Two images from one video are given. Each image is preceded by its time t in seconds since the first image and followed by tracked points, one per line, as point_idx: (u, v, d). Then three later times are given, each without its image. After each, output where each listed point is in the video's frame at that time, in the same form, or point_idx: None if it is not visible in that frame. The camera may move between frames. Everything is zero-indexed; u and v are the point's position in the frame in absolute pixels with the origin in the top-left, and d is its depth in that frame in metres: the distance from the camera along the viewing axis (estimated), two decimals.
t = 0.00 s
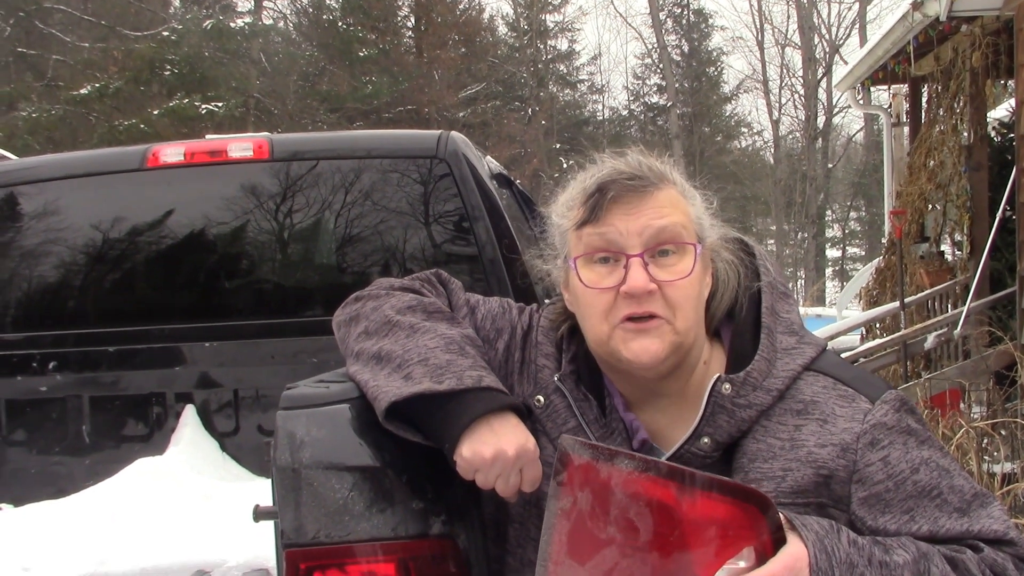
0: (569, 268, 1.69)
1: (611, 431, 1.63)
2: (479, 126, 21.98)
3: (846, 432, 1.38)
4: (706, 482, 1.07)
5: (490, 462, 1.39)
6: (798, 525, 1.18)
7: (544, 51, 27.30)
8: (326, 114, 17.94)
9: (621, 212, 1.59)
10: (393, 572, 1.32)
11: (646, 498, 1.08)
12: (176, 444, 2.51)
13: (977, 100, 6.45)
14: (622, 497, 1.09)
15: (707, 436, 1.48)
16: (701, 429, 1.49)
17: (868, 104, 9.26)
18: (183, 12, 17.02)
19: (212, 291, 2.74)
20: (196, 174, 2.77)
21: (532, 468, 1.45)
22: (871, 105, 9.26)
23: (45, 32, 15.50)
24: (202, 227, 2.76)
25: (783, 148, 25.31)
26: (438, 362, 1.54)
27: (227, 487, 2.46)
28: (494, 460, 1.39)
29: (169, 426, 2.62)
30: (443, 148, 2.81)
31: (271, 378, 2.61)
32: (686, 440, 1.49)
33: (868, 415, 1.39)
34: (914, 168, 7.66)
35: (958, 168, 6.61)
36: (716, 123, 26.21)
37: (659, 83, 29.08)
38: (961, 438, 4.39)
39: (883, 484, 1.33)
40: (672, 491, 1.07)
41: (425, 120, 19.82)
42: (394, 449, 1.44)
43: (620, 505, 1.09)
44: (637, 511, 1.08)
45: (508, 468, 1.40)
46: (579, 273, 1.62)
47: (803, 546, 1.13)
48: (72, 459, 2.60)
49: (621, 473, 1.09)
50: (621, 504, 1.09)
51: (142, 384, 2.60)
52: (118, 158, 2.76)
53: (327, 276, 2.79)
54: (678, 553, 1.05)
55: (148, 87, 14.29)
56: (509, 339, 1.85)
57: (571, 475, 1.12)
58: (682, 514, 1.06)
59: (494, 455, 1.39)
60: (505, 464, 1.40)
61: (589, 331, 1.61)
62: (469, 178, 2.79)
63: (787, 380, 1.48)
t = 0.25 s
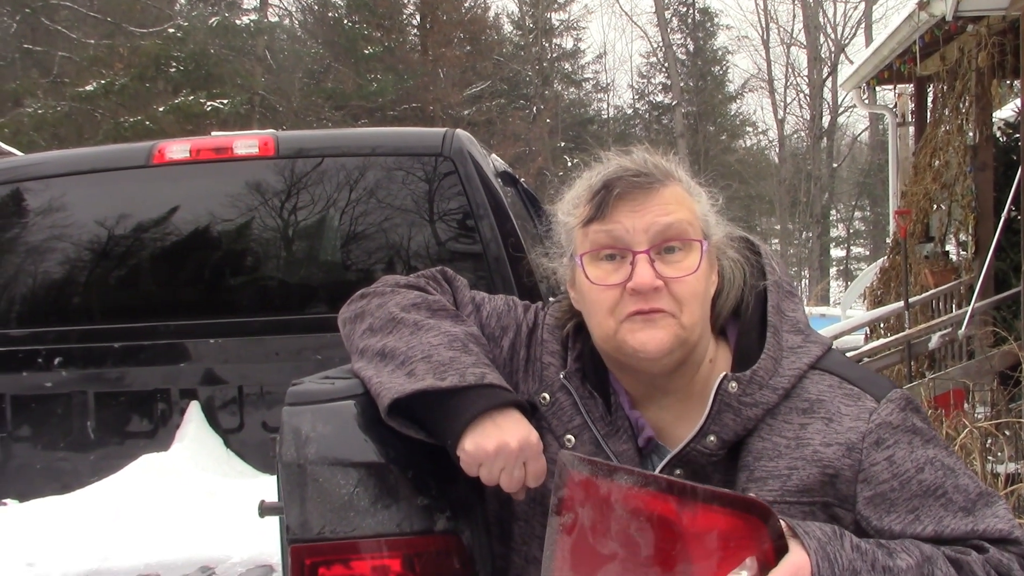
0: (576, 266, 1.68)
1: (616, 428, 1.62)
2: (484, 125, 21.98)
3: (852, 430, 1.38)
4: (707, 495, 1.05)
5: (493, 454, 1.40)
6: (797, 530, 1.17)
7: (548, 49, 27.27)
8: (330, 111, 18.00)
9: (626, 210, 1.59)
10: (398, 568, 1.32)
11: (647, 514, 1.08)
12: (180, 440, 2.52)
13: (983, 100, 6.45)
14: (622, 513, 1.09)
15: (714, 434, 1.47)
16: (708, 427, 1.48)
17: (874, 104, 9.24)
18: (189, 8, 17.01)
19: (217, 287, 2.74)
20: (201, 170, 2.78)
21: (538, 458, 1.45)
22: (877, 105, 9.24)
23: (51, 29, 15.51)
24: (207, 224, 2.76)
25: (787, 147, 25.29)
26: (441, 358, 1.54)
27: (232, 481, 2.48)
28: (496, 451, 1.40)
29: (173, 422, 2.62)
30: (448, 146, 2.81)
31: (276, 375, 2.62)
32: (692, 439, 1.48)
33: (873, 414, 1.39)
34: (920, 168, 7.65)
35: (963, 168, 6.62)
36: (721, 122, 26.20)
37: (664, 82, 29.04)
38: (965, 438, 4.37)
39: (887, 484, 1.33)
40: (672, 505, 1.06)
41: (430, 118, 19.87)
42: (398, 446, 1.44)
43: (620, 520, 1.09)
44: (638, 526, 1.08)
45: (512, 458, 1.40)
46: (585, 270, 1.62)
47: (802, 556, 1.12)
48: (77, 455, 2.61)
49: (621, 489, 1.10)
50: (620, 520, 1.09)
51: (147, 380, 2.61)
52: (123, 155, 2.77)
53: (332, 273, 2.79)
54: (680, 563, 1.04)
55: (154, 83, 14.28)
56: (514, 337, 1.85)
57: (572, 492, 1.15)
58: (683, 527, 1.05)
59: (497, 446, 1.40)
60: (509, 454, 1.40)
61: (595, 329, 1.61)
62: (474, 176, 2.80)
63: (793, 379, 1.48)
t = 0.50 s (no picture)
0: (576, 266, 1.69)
1: (614, 427, 1.62)
2: (485, 124, 21.99)
3: (849, 432, 1.38)
4: (700, 508, 1.06)
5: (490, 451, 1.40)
6: (791, 534, 1.17)
7: (550, 49, 27.28)
8: (332, 110, 18.04)
9: (626, 211, 1.59)
10: (396, 566, 1.32)
11: (641, 527, 1.09)
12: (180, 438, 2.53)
13: (983, 101, 6.46)
14: (616, 526, 1.10)
15: (711, 435, 1.47)
16: (706, 428, 1.48)
17: (874, 104, 9.24)
18: (190, 7, 17.02)
19: (217, 286, 2.75)
20: (202, 169, 2.78)
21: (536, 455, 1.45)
22: (877, 106, 9.24)
23: (53, 27, 15.53)
24: (208, 222, 2.76)
25: (788, 148, 25.30)
26: (440, 357, 1.55)
27: (232, 478, 2.48)
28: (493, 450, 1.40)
29: (173, 420, 2.63)
30: (448, 145, 2.81)
31: (276, 373, 2.62)
32: (690, 439, 1.48)
33: (871, 416, 1.39)
34: (920, 169, 7.65)
35: (964, 169, 6.62)
36: (722, 122, 26.20)
37: (665, 82, 29.05)
38: (965, 438, 4.37)
39: (884, 485, 1.33)
40: (665, 518, 1.08)
41: (430, 117, 19.93)
42: (397, 444, 1.45)
43: (615, 534, 1.10)
44: (632, 539, 1.09)
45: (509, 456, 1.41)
46: (585, 271, 1.62)
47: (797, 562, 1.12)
48: (77, 452, 2.62)
49: (613, 503, 1.11)
50: (616, 533, 1.10)
51: (147, 378, 2.61)
52: (125, 153, 2.78)
53: (332, 273, 2.79)
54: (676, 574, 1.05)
55: (155, 82, 14.30)
56: (513, 335, 1.85)
57: (565, 507, 1.15)
58: (676, 539, 1.06)
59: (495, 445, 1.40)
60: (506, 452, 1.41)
61: (594, 329, 1.62)
62: (474, 175, 2.80)
63: (791, 379, 1.48)
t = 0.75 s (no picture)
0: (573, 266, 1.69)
1: (613, 427, 1.62)
2: (483, 124, 22.01)
3: (847, 432, 1.39)
4: (696, 508, 1.07)
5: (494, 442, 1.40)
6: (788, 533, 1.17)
7: (548, 48, 27.29)
8: (330, 111, 18.08)
9: (622, 210, 1.60)
10: (395, 566, 1.32)
11: (638, 528, 1.09)
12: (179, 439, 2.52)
13: (981, 98, 6.46)
14: (613, 527, 1.10)
15: (709, 434, 1.47)
16: (704, 427, 1.48)
17: (872, 103, 9.25)
18: (188, 7, 17.01)
19: (215, 287, 2.75)
20: (200, 169, 2.78)
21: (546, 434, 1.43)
22: (875, 104, 9.25)
23: (50, 28, 15.52)
24: (206, 223, 2.76)
25: (786, 147, 25.33)
26: (439, 356, 1.55)
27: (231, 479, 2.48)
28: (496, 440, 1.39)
29: (172, 421, 2.63)
30: (446, 145, 2.82)
31: (275, 373, 2.62)
32: (688, 439, 1.48)
33: (868, 415, 1.40)
34: (918, 167, 7.65)
35: (961, 167, 6.62)
36: (720, 121, 26.22)
37: (663, 81, 29.05)
38: (963, 436, 4.38)
39: (882, 484, 1.33)
40: (663, 518, 1.08)
41: (428, 117, 19.97)
42: (395, 444, 1.45)
43: (613, 534, 1.10)
44: (630, 539, 1.09)
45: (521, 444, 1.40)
46: (582, 270, 1.62)
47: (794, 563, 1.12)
48: (75, 453, 2.62)
49: (611, 503, 1.11)
50: (613, 534, 1.10)
51: (145, 379, 2.61)
52: (122, 154, 2.77)
53: (330, 273, 2.79)
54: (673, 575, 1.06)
55: (152, 83, 14.31)
56: (511, 336, 1.85)
57: (563, 506, 1.14)
58: (673, 539, 1.07)
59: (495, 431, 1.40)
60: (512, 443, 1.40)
61: (592, 328, 1.62)
62: (472, 175, 2.80)
63: (789, 378, 1.48)
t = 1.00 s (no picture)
0: (579, 273, 1.67)
1: (614, 428, 1.62)
2: (484, 125, 22.00)
3: (849, 431, 1.38)
4: (696, 514, 1.02)
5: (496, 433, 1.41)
6: (789, 536, 1.17)
7: (549, 50, 27.28)
8: (331, 112, 18.10)
9: (633, 221, 1.58)
10: (397, 568, 1.32)
11: (640, 536, 1.05)
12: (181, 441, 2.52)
13: (983, 98, 6.45)
14: (615, 537, 1.07)
15: (712, 435, 1.47)
16: (706, 427, 1.47)
17: (873, 103, 9.24)
18: (188, 10, 17.01)
19: (217, 288, 2.74)
20: (201, 171, 2.78)
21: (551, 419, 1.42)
22: (876, 104, 9.24)
23: (51, 30, 15.50)
24: (207, 224, 2.76)
25: (787, 147, 25.31)
26: (440, 353, 1.55)
27: (233, 481, 2.48)
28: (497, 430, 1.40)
29: (173, 423, 2.63)
30: (447, 146, 2.81)
31: (276, 374, 2.62)
32: (690, 439, 1.48)
33: (870, 415, 1.39)
34: (920, 167, 7.64)
35: (963, 167, 6.61)
36: (721, 122, 26.20)
37: (664, 82, 29.01)
38: (966, 437, 4.37)
39: (884, 484, 1.33)
40: (664, 526, 1.03)
41: (429, 118, 20.01)
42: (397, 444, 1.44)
43: (614, 544, 1.07)
44: (632, 549, 1.05)
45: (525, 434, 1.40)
46: (590, 280, 1.61)
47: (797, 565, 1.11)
48: (77, 456, 2.62)
49: (611, 514, 1.08)
50: (614, 544, 1.07)
51: (147, 381, 2.61)
52: (123, 156, 2.77)
53: (332, 274, 2.79)
54: None
55: (153, 85, 14.29)
56: (513, 337, 1.85)
57: (563, 518, 1.14)
58: (675, 547, 1.02)
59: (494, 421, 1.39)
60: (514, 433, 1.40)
61: (601, 338, 1.61)
62: (474, 176, 2.80)
63: (792, 378, 1.48)
